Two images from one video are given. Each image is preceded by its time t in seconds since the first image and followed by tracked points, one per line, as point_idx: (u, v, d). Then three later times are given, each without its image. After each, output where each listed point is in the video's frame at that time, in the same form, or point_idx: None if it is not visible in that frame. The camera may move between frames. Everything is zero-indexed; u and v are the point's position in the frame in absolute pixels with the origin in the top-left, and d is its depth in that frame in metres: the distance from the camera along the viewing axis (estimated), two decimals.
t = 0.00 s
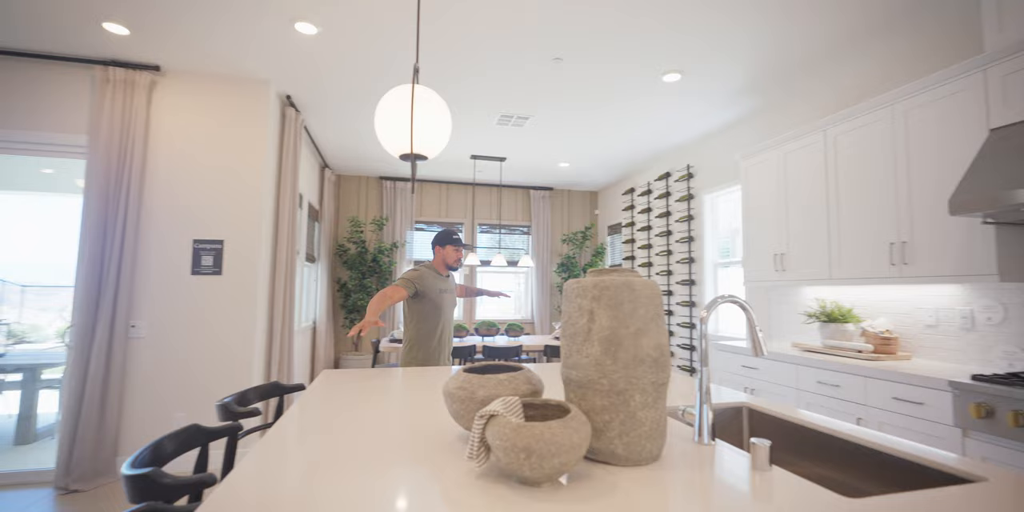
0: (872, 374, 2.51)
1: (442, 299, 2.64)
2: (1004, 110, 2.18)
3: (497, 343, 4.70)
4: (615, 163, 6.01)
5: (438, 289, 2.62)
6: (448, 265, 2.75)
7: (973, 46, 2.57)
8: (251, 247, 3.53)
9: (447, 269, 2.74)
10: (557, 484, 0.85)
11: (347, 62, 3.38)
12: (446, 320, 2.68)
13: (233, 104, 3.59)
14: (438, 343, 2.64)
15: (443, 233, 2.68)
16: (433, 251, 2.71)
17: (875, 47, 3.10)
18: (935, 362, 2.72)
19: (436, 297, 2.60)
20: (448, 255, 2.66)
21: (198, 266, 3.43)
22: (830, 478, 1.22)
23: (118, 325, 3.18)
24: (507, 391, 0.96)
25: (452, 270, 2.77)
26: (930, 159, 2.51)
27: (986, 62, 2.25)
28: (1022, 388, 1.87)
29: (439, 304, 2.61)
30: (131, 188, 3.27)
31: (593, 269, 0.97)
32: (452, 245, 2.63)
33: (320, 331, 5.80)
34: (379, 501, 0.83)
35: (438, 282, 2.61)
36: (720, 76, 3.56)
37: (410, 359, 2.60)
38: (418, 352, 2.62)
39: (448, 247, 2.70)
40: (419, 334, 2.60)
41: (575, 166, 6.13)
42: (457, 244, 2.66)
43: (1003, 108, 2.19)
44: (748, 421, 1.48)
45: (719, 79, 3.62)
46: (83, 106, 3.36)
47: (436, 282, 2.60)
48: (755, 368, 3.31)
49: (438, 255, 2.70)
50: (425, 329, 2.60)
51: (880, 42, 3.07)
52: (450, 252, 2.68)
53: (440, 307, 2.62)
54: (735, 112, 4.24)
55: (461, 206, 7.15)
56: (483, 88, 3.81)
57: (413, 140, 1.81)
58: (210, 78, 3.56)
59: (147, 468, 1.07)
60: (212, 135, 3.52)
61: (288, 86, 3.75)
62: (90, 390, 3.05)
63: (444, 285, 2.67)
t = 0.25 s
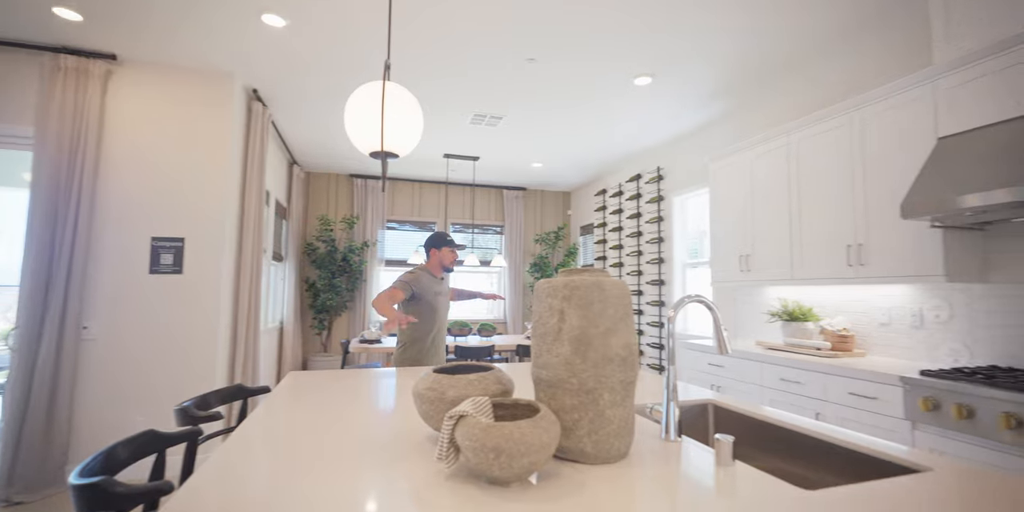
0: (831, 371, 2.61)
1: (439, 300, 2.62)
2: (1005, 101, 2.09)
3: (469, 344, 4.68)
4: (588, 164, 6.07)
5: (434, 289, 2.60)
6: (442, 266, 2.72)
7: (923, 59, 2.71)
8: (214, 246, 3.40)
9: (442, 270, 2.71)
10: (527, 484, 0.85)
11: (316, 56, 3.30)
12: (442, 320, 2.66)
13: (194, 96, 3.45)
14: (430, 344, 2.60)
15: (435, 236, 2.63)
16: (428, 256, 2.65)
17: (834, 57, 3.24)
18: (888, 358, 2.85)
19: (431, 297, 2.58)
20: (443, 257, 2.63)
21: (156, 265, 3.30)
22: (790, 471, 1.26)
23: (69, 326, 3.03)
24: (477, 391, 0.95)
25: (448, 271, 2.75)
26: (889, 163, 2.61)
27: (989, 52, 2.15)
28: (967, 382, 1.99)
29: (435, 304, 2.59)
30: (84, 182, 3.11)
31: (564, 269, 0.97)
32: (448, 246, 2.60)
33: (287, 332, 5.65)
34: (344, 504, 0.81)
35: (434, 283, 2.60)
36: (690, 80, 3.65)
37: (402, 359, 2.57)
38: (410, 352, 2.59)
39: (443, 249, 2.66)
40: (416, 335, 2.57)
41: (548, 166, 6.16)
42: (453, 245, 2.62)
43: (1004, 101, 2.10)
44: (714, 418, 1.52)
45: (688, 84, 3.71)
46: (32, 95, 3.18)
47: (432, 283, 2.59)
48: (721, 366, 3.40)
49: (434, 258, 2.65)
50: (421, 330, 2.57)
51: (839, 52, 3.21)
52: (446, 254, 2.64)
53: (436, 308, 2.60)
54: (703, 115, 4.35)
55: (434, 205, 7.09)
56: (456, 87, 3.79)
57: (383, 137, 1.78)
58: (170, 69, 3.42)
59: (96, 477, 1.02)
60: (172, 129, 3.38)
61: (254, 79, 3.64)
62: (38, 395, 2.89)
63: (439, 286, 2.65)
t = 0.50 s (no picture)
0: (793, 368, 2.70)
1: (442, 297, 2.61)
2: (1002, 96, 2.04)
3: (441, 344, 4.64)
4: (561, 165, 6.11)
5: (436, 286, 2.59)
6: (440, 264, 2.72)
7: (877, 69, 2.85)
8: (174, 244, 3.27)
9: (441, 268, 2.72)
10: (496, 484, 0.85)
11: (284, 50, 3.22)
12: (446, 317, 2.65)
13: (154, 88, 3.31)
14: (435, 342, 2.56)
15: (432, 235, 2.61)
16: (427, 256, 2.64)
17: (795, 65, 3.37)
18: (845, 354, 2.98)
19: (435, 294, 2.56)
20: (440, 255, 2.63)
21: (111, 263, 3.15)
22: (753, 465, 1.30)
23: (15, 328, 2.86)
24: (446, 392, 0.95)
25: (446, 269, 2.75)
26: (848, 166, 2.71)
27: (991, 46, 2.09)
28: (917, 378, 2.09)
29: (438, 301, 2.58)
30: (32, 177, 2.94)
31: (535, 269, 0.98)
32: (448, 244, 2.59)
33: (253, 333, 5.48)
34: (309, 508, 0.79)
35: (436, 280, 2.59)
36: (660, 84, 3.72)
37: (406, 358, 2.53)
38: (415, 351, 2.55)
39: (442, 247, 2.66)
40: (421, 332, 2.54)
41: (521, 166, 6.17)
42: (450, 244, 2.62)
43: (1003, 96, 2.05)
44: (681, 415, 1.55)
45: (659, 87, 3.78)
46: None
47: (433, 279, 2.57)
48: (688, 364, 3.48)
49: (434, 257, 2.65)
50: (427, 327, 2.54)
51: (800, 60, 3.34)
52: (446, 251, 2.64)
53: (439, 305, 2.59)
54: (673, 119, 4.43)
55: (406, 204, 7.01)
56: (430, 85, 3.77)
57: (352, 134, 1.75)
58: (128, 59, 3.27)
59: (43, 487, 0.97)
60: (129, 121, 3.23)
61: (219, 71, 3.52)
62: None
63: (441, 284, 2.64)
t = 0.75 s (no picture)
0: (756, 365, 2.79)
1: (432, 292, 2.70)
2: (962, 101, 2.15)
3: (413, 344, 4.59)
4: (534, 165, 6.14)
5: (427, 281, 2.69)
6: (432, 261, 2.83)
7: (839, 77, 2.97)
8: (132, 242, 3.12)
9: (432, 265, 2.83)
10: (466, 484, 0.84)
11: (251, 42, 3.13)
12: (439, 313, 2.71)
13: (110, 78, 3.16)
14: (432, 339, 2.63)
15: (421, 233, 2.71)
16: (417, 253, 2.71)
17: (760, 72, 3.48)
18: (806, 352, 3.09)
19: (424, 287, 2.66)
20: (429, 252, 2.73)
21: (62, 262, 2.99)
22: (718, 460, 1.33)
23: None
24: (416, 393, 0.94)
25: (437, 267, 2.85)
26: (810, 171, 2.81)
27: (951, 54, 2.20)
28: (872, 374, 2.20)
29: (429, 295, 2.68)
30: None
31: (506, 269, 0.98)
32: (438, 241, 2.69)
33: (216, 334, 5.31)
34: None
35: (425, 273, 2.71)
36: (632, 87, 3.78)
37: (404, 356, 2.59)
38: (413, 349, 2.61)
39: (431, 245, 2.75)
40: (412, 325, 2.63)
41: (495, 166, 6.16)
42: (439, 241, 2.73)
43: (964, 99, 2.15)
44: (650, 412, 1.58)
45: (631, 90, 3.84)
46: None
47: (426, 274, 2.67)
48: (657, 363, 3.55)
49: (424, 255, 2.73)
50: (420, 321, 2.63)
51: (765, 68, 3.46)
52: (436, 249, 2.73)
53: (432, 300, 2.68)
54: (645, 121, 4.51)
55: (378, 202, 6.90)
56: (403, 83, 3.73)
57: (322, 130, 1.71)
58: (81, 47, 3.11)
59: None
60: (82, 112, 3.07)
61: (181, 63, 3.38)
62: None
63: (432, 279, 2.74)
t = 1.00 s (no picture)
0: (722, 363, 2.87)
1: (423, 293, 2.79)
2: (913, 111, 2.27)
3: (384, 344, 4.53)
4: (507, 165, 6.14)
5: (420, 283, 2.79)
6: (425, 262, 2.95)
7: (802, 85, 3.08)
8: (84, 239, 2.97)
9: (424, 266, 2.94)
10: (435, 486, 0.83)
11: (215, 33, 3.02)
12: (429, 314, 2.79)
13: (61, 67, 3.00)
14: (425, 339, 2.79)
15: (413, 235, 2.90)
16: (410, 254, 2.91)
17: (728, 78, 3.57)
18: (769, 350, 3.19)
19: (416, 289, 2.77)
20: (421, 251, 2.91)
21: (6, 260, 2.82)
22: (685, 457, 1.36)
23: None
24: (385, 394, 0.92)
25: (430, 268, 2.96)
26: (773, 175, 2.91)
27: (903, 66, 2.31)
28: (830, 370, 2.29)
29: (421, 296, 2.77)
30: None
31: (477, 268, 0.98)
32: (429, 242, 2.89)
33: (177, 335, 5.11)
34: None
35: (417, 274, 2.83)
36: (605, 90, 3.83)
37: (399, 355, 2.70)
38: (407, 349, 2.74)
39: (422, 246, 2.94)
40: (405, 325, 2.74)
41: (468, 165, 6.14)
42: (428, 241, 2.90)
43: (914, 109, 2.27)
44: (620, 410, 1.60)
45: (604, 93, 3.89)
46: None
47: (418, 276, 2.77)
48: (628, 361, 3.61)
49: (416, 255, 2.93)
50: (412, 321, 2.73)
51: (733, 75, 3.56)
52: (428, 249, 2.94)
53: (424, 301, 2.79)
54: (617, 124, 4.57)
55: (349, 200, 6.78)
56: (374, 80, 3.67)
57: (289, 126, 1.67)
58: (29, 33, 2.94)
59: None
60: (29, 102, 2.91)
61: (139, 52, 3.24)
62: None
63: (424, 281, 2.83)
